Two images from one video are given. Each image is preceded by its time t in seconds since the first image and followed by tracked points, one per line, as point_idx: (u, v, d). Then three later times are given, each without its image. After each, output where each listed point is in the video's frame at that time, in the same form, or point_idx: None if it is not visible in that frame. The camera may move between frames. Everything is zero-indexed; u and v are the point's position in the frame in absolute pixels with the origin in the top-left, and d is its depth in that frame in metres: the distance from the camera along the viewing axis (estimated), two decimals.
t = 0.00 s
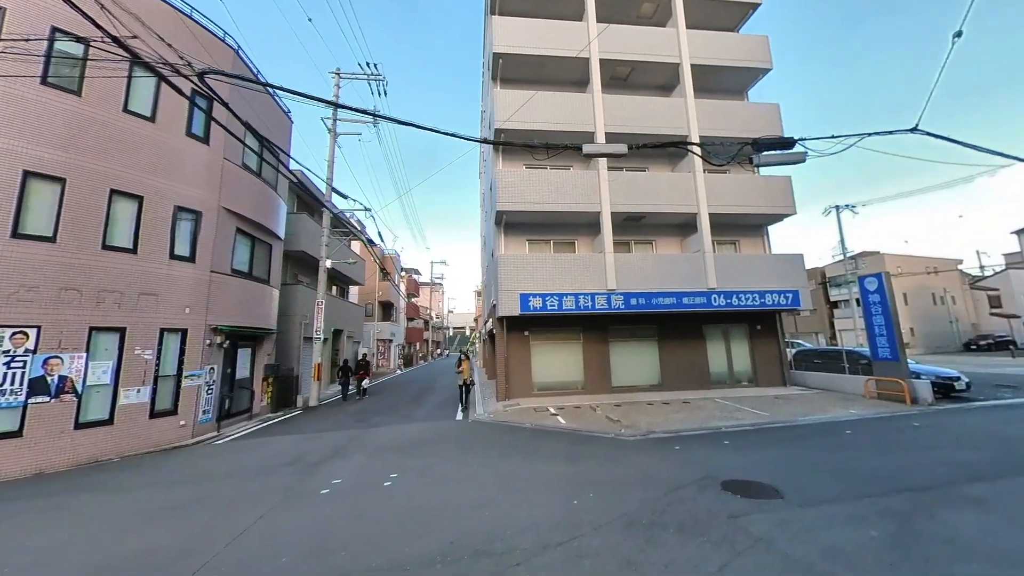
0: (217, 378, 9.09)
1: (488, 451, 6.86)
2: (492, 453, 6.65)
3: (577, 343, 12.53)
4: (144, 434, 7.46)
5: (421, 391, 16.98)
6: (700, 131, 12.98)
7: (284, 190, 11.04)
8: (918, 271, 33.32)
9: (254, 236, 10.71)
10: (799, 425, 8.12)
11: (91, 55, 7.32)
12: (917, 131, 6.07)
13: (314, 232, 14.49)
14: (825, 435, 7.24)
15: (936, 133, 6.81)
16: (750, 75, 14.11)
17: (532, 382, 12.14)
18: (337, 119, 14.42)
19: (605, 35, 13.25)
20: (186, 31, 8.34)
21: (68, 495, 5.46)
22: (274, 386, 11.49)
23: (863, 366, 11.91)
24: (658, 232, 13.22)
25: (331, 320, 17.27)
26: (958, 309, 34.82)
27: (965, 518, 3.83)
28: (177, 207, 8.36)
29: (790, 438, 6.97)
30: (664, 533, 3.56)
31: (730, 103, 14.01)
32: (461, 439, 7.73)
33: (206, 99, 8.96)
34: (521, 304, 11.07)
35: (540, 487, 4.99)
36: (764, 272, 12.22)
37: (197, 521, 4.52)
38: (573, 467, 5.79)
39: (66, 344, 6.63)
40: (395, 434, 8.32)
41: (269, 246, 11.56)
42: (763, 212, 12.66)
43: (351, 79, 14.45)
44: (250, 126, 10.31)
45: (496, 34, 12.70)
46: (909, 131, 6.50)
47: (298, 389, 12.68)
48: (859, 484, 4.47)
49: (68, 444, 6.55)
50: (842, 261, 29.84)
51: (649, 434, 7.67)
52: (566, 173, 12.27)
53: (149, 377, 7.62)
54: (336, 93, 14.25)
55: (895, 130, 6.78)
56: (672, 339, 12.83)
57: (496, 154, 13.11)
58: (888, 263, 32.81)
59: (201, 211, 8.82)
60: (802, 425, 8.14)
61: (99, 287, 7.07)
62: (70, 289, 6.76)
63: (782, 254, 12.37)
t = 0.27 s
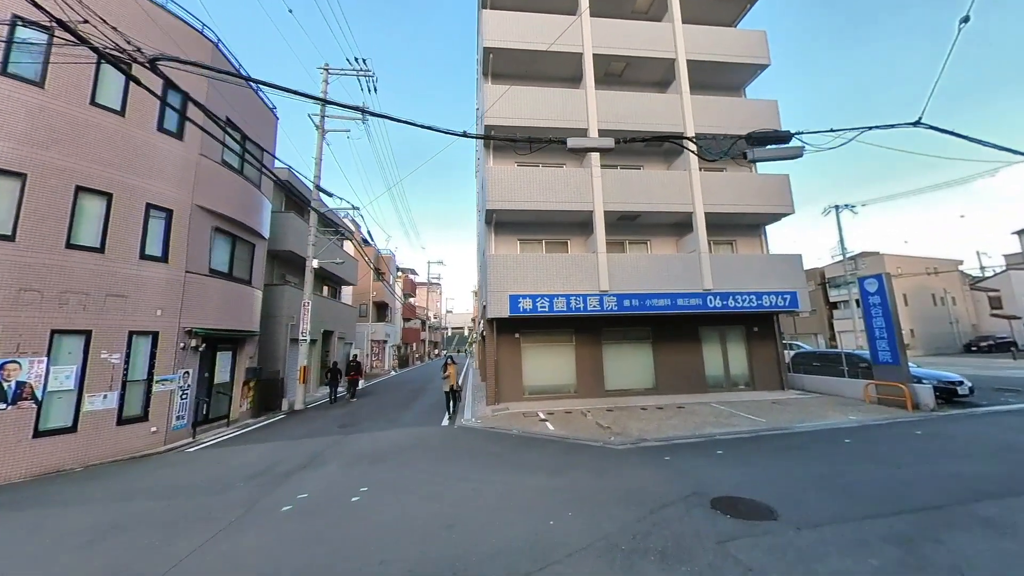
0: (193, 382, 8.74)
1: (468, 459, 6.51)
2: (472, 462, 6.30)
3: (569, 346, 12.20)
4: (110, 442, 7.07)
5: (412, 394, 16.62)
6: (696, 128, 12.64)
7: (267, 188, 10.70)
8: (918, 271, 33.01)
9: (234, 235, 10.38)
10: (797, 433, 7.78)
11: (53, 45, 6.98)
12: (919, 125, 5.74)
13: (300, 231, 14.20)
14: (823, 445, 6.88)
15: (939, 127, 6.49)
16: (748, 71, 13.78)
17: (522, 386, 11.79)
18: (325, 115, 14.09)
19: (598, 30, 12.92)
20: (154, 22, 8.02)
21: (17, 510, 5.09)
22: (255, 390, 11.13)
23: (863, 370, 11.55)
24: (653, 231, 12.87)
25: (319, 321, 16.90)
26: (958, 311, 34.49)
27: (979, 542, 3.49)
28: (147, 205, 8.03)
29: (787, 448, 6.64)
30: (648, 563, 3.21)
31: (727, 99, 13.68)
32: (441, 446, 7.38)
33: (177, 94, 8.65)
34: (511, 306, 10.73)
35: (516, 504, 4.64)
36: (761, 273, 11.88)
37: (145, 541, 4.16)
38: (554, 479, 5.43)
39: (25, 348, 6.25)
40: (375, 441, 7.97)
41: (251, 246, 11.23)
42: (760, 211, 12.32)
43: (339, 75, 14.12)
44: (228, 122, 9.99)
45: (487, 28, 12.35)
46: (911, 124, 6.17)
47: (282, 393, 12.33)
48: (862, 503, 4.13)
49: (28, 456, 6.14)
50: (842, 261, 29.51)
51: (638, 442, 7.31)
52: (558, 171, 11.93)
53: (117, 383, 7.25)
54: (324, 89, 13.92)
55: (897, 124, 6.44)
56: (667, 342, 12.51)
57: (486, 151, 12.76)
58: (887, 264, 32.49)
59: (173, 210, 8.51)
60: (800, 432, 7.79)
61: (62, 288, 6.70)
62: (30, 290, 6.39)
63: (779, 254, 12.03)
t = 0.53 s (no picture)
0: (166, 381, 8.38)
1: (448, 462, 6.17)
2: (451, 466, 5.97)
3: (561, 344, 11.87)
4: (73, 444, 6.72)
5: (402, 394, 16.26)
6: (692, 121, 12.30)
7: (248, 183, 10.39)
8: (918, 271, 32.69)
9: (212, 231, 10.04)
10: (794, 435, 7.45)
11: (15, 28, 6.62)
12: (924, 108, 5.43)
13: (286, 227, 13.86)
14: (822, 447, 6.56)
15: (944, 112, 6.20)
16: (745, 64, 13.46)
17: (512, 385, 11.45)
18: (312, 108, 13.76)
19: (592, 20, 12.59)
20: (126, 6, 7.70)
21: None
22: (236, 390, 10.77)
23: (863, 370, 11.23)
24: (648, 227, 12.53)
25: (308, 319, 16.54)
26: (959, 310, 34.18)
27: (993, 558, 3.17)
28: (119, 196, 7.67)
29: (784, 451, 6.30)
30: None
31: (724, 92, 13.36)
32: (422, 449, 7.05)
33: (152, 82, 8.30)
34: (500, 303, 10.40)
35: (491, 512, 4.30)
36: (758, 270, 11.56)
37: (85, 554, 3.82)
38: (535, 484, 5.11)
39: None
40: (354, 443, 7.64)
41: (231, 242, 10.92)
42: (758, 206, 12.00)
43: (327, 67, 13.80)
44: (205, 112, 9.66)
45: (477, 17, 12.01)
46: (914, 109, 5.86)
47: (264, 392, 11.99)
48: (864, 514, 3.80)
49: None
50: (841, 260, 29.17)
51: (628, 445, 6.96)
52: (550, 164, 11.60)
53: (82, 381, 6.90)
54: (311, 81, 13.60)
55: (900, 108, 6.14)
56: (662, 341, 12.18)
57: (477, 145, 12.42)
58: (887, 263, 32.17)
59: (147, 202, 8.13)
60: (797, 435, 7.47)
61: (22, 281, 6.35)
62: None
63: (778, 251, 11.70)
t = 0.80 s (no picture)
0: (136, 386, 8.02)
1: (423, 473, 5.85)
2: (426, 477, 5.65)
3: (551, 346, 11.54)
4: (30, 453, 6.37)
5: (392, 396, 15.94)
6: (688, 117, 11.96)
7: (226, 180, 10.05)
8: (918, 271, 32.38)
9: (189, 229, 9.69)
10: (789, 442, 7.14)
11: None
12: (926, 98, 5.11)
13: (270, 225, 13.50)
14: (818, 458, 6.24)
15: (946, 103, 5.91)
16: (742, 58, 13.13)
17: (501, 388, 11.12)
18: (298, 104, 13.40)
19: (584, 13, 12.25)
20: None
21: None
22: (215, 393, 10.44)
23: (861, 373, 10.92)
24: (641, 226, 12.19)
25: (296, 320, 16.20)
26: (958, 311, 33.88)
27: None
28: (84, 192, 7.32)
29: (779, 463, 5.97)
30: None
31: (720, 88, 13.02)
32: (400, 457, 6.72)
33: (123, 73, 7.96)
34: (487, 304, 10.06)
35: (460, 533, 3.99)
36: (754, 270, 11.23)
37: None
38: (511, 499, 4.79)
39: None
40: (330, 451, 7.31)
41: (210, 240, 10.58)
42: (754, 205, 11.67)
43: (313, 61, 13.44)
44: (181, 106, 9.31)
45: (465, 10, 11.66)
46: (915, 99, 5.56)
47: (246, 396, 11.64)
48: (862, 540, 3.47)
49: None
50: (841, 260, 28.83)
51: (615, 454, 6.63)
52: (540, 161, 11.25)
53: (40, 387, 6.54)
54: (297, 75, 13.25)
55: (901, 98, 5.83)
56: (655, 343, 11.86)
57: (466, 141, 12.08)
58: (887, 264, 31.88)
59: (115, 198, 7.79)
60: (793, 443, 7.14)
61: None
62: None
63: (774, 250, 11.37)
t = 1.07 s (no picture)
0: (104, 385, 7.73)
1: (395, 477, 5.56)
2: (397, 481, 5.36)
3: (540, 345, 11.26)
4: None
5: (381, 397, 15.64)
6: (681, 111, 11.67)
7: (203, 173, 9.75)
8: (917, 271, 32.15)
9: (164, 224, 9.41)
10: (780, 445, 6.87)
11: None
12: (922, 82, 4.84)
13: (254, 220, 13.21)
14: (810, 462, 5.96)
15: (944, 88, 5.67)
16: (737, 51, 12.85)
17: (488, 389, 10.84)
18: (284, 97, 13.11)
19: (575, 4, 11.96)
20: None
21: None
22: (193, 393, 10.14)
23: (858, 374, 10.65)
24: (634, 222, 11.91)
25: (283, 319, 15.89)
26: (957, 311, 33.64)
27: None
28: (47, 183, 7.02)
29: (768, 467, 5.69)
30: None
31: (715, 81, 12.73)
32: (374, 459, 6.44)
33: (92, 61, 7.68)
34: (472, 301, 9.78)
35: (420, 544, 3.71)
36: (747, 267, 10.96)
37: None
38: (481, 506, 4.51)
39: None
40: (304, 453, 7.02)
41: (189, 235, 10.29)
42: (749, 201, 11.41)
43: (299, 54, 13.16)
44: (154, 97, 9.04)
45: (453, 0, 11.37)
46: (911, 83, 5.31)
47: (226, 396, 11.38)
48: (851, 555, 3.18)
49: None
50: (839, 259, 28.55)
51: (597, 457, 6.36)
52: (529, 155, 10.97)
53: None
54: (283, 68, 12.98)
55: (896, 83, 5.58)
56: (647, 342, 11.58)
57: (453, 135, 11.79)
58: (886, 263, 31.63)
59: (82, 191, 7.49)
60: (785, 445, 6.87)
61: None
62: None
63: (768, 248, 11.10)
